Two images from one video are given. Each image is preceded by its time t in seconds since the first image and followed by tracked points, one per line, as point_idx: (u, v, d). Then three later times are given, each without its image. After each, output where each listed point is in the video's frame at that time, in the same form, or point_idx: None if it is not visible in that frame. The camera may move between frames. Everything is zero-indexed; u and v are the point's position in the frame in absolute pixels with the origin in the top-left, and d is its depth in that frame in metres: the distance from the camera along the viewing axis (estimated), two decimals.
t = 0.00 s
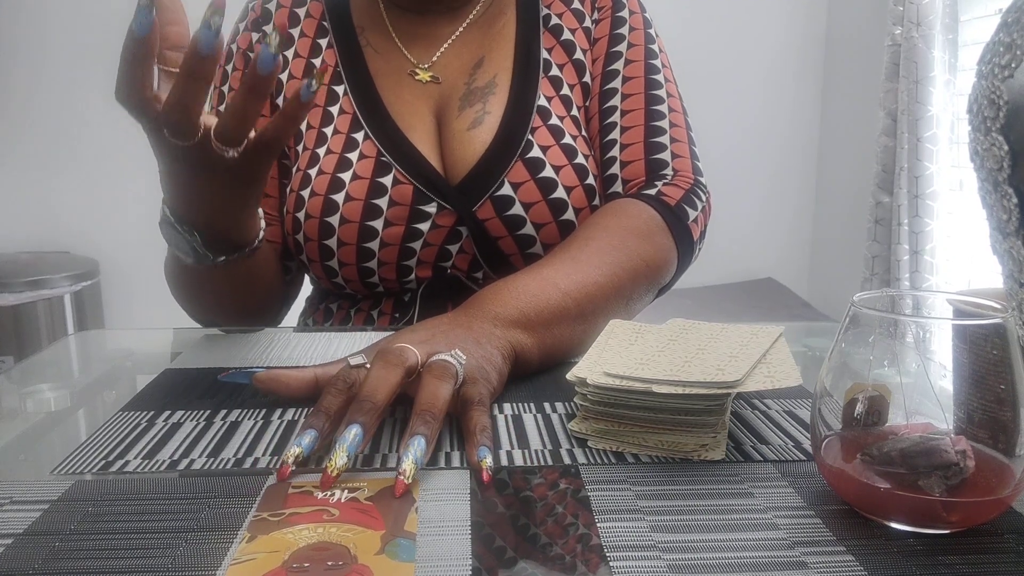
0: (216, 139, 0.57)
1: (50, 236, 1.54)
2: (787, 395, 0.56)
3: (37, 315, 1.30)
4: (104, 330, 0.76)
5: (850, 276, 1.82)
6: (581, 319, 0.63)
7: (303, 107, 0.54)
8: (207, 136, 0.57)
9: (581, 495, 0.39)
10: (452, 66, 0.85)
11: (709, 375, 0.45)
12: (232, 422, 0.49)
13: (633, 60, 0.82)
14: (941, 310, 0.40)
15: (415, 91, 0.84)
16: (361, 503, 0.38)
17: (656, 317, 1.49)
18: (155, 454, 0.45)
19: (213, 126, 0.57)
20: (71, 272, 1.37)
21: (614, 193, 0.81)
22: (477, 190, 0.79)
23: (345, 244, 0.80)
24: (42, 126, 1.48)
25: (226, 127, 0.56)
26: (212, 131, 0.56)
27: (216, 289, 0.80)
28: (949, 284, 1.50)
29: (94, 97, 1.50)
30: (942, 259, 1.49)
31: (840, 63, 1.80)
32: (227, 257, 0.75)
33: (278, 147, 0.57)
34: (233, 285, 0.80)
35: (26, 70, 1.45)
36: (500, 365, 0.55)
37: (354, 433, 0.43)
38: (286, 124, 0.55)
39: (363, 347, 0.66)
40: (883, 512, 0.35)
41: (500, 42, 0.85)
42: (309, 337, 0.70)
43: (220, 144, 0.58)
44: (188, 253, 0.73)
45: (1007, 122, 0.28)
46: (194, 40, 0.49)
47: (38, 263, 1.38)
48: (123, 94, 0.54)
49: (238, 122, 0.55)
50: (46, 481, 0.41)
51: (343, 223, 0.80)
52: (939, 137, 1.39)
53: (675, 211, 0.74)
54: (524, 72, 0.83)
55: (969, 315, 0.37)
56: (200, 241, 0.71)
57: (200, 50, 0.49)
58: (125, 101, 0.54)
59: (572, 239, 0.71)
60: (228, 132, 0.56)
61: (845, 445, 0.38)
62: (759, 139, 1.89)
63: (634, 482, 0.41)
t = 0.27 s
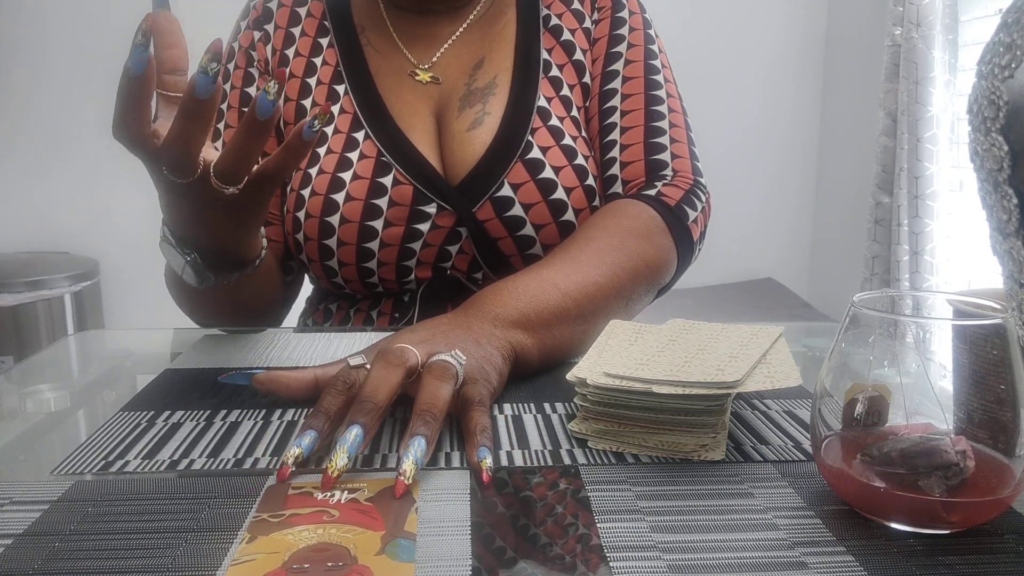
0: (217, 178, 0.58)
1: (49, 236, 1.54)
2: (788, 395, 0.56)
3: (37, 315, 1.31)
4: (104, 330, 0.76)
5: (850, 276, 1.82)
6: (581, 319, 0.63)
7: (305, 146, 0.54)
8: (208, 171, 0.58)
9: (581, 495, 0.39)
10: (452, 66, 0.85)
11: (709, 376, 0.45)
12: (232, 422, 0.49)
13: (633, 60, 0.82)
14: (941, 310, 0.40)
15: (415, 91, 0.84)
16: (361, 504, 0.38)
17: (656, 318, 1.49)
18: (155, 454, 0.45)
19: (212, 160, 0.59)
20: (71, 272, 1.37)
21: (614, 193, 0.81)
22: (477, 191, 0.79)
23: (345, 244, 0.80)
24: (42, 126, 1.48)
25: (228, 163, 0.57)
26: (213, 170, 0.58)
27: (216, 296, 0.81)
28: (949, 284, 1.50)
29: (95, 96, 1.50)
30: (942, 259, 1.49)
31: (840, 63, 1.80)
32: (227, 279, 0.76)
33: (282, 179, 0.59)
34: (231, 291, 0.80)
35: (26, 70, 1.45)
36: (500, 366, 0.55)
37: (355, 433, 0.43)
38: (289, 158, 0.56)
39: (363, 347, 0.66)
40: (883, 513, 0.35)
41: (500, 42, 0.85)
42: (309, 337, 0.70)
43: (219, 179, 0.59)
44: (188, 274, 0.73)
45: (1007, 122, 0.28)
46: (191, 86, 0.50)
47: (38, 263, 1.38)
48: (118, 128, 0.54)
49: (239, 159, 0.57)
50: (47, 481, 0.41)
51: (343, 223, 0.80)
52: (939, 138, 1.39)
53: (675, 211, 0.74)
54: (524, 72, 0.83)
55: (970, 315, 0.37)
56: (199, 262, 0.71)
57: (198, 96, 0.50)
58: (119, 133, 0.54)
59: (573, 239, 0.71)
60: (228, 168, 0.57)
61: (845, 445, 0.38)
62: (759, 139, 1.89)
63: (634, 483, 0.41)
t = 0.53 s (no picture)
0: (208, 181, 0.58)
1: (49, 235, 1.54)
2: (787, 395, 0.56)
3: (36, 315, 1.30)
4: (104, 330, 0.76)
5: (850, 276, 1.82)
6: (581, 319, 0.63)
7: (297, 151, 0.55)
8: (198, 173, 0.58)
9: (581, 495, 0.39)
10: (453, 66, 0.85)
11: (709, 375, 0.45)
12: (232, 422, 0.49)
13: (633, 60, 0.82)
14: (941, 310, 0.40)
15: (415, 91, 0.84)
16: (361, 503, 0.38)
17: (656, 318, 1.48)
18: (155, 454, 0.45)
19: (202, 162, 0.58)
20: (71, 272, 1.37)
21: (614, 193, 0.81)
22: (477, 190, 0.79)
23: (345, 243, 0.80)
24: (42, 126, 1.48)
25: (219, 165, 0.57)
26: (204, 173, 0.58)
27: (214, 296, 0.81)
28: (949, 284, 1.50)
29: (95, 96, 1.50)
30: (942, 259, 1.49)
31: (840, 63, 1.79)
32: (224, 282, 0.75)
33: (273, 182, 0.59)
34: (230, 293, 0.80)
35: (26, 70, 1.45)
36: (500, 366, 0.55)
37: (355, 434, 0.43)
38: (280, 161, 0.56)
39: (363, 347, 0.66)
40: (883, 512, 0.35)
41: (500, 42, 0.85)
42: (309, 337, 0.70)
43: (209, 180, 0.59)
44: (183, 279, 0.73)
45: (1008, 121, 0.28)
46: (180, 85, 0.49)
47: (38, 263, 1.38)
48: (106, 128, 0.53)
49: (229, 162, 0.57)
50: (46, 481, 0.41)
51: (344, 222, 0.80)
52: (939, 138, 1.39)
53: (675, 212, 0.74)
54: (524, 72, 0.83)
55: (970, 315, 0.37)
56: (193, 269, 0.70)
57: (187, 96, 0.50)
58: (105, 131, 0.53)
59: (573, 239, 0.71)
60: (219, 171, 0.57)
61: (845, 445, 0.38)
62: (759, 139, 1.89)
63: (634, 482, 0.41)
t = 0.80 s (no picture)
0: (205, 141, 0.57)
1: (49, 235, 1.54)
2: (787, 395, 0.56)
3: (37, 315, 1.30)
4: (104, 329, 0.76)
5: (850, 276, 1.82)
6: (581, 319, 0.63)
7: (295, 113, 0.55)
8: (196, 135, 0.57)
9: (581, 495, 0.39)
10: (453, 67, 0.85)
11: (710, 376, 0.45)
12: (232, 422, 0.49)
13: (633, 61, 0.82)
14: (941, 311, 0.40)
15: (415, 92, 0.84)
16: (361, 503, 0.38)
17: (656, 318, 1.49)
18: (155, 453, 0.45)
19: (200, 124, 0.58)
20: (71, 272, 1.37)
21: (614, 194, 0.81)
22: (477, 190, 0.79)
23: (345, 243, 0.80)
24: (42, 126, 1.48)
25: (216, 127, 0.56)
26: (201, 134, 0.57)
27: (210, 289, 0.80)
28: (949, 284, 1.50)
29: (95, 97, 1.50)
30: (942, 259, 1.49)
31: (840, 63, 1.79)
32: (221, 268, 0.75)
33: (269, 151, 0.58)
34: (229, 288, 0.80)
35: (26, 70, 1.45)
36: (500, 366, 0.55)
37: (359, 429, 0.43)
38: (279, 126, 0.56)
39: (363, 347, 0.66)
40: (883, 512, 0.35)
41: (500, 43, 0.85)
42: (309, 336, 0.70)
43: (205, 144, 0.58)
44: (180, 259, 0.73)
45: (1007, 122, 0.28)
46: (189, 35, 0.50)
47: (38, 263, 1.38)
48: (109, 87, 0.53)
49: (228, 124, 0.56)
50: (46, 481, 0.41)
51: (343, 222, 0.80)
52: (939, 138, 1.39)
53: (675, 212, 0.74)
54: (525, 72, 0.83)
55: (970, 315, 0.37)
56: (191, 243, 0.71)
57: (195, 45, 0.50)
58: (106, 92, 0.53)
59: (573, 239, 0.71)
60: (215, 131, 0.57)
61: (845, 445, 0.38)
62: (759, 139, 1.89)
63: (634, 482, 0.41)
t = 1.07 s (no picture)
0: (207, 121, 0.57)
1: (49, 236, 1.54)
2: (787, 395, 0.56)
3: (37, 315, 1.30)
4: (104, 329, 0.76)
5: (850, 276, 1.82)
6: (581, 318, 0.63)
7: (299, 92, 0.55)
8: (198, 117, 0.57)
9: (581, 495, 0.39)
10: (452, 65, 0.85)
11: (709, 376, 0.45)
12: (232, 422, 0.49)
13: (633, 59, 0.82)
14: (941, 310, 0.40)
15: (415, 89, 0.84)
16: (361, 501, 0.38)
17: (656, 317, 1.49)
18: (155, 453, 0.45)
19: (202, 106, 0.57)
20: (71, 272, 1.37)
21: (614, 192, 0.81)
22: (476, 187, 0.79)
23: (344, 239, 0.80)
24: (43, 127, 1.48)
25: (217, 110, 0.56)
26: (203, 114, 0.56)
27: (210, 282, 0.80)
28: (949, 284, 1.50)
29: (96, 97, 1.50)
30: (942, 259, 1.49)
31: (840, 63, 1.79)
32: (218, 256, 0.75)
33: (271, 136, 0.58)
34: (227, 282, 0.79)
35: (26, 70, 1.45)
36: (502, 362, 0.55)
37: (376, 418, 0.44)
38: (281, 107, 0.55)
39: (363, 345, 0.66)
40: (883, 513, 0.35)
41: (499, 41, 0.85)
42: (309, 336, 0.70)
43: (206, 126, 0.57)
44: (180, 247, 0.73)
45: (1007, 121, 0.28)
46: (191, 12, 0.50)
47: (38, 263, 1.38)
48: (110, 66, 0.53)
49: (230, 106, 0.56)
50: (46, 481, 0.41)
51: (343, 219, 0.80)
52: (939, 137, 1.39)
53: (675, 211, 0.74)
54: (524, 69, 0.83)
55: (970, 315, 0.37)
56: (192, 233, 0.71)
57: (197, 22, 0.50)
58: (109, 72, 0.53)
59: (572, 238, 0.71)
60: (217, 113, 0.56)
61: (845, 445, 0.38)
62: (759, 139, 1.89)
63: (634, 482, 0.41)
